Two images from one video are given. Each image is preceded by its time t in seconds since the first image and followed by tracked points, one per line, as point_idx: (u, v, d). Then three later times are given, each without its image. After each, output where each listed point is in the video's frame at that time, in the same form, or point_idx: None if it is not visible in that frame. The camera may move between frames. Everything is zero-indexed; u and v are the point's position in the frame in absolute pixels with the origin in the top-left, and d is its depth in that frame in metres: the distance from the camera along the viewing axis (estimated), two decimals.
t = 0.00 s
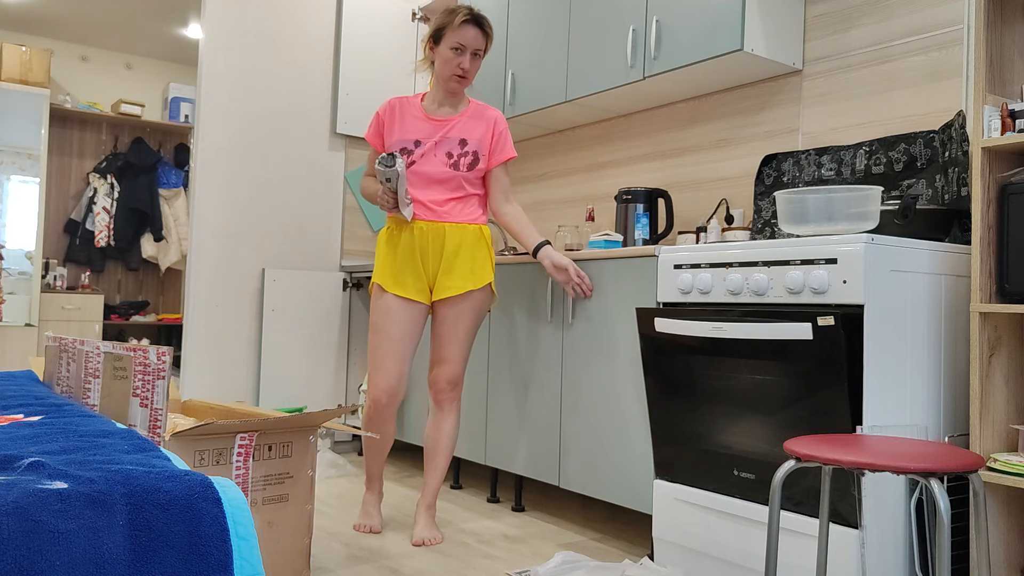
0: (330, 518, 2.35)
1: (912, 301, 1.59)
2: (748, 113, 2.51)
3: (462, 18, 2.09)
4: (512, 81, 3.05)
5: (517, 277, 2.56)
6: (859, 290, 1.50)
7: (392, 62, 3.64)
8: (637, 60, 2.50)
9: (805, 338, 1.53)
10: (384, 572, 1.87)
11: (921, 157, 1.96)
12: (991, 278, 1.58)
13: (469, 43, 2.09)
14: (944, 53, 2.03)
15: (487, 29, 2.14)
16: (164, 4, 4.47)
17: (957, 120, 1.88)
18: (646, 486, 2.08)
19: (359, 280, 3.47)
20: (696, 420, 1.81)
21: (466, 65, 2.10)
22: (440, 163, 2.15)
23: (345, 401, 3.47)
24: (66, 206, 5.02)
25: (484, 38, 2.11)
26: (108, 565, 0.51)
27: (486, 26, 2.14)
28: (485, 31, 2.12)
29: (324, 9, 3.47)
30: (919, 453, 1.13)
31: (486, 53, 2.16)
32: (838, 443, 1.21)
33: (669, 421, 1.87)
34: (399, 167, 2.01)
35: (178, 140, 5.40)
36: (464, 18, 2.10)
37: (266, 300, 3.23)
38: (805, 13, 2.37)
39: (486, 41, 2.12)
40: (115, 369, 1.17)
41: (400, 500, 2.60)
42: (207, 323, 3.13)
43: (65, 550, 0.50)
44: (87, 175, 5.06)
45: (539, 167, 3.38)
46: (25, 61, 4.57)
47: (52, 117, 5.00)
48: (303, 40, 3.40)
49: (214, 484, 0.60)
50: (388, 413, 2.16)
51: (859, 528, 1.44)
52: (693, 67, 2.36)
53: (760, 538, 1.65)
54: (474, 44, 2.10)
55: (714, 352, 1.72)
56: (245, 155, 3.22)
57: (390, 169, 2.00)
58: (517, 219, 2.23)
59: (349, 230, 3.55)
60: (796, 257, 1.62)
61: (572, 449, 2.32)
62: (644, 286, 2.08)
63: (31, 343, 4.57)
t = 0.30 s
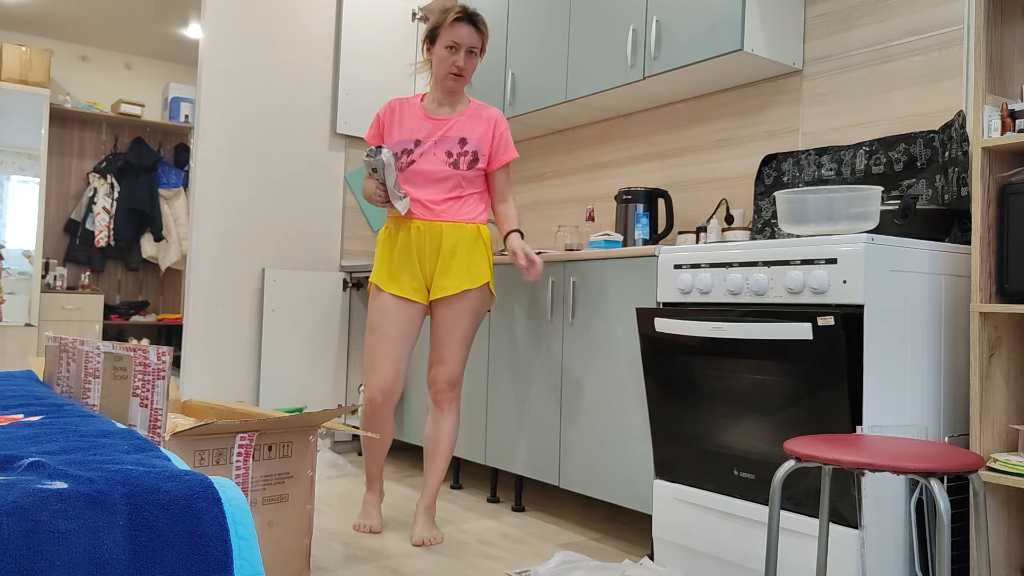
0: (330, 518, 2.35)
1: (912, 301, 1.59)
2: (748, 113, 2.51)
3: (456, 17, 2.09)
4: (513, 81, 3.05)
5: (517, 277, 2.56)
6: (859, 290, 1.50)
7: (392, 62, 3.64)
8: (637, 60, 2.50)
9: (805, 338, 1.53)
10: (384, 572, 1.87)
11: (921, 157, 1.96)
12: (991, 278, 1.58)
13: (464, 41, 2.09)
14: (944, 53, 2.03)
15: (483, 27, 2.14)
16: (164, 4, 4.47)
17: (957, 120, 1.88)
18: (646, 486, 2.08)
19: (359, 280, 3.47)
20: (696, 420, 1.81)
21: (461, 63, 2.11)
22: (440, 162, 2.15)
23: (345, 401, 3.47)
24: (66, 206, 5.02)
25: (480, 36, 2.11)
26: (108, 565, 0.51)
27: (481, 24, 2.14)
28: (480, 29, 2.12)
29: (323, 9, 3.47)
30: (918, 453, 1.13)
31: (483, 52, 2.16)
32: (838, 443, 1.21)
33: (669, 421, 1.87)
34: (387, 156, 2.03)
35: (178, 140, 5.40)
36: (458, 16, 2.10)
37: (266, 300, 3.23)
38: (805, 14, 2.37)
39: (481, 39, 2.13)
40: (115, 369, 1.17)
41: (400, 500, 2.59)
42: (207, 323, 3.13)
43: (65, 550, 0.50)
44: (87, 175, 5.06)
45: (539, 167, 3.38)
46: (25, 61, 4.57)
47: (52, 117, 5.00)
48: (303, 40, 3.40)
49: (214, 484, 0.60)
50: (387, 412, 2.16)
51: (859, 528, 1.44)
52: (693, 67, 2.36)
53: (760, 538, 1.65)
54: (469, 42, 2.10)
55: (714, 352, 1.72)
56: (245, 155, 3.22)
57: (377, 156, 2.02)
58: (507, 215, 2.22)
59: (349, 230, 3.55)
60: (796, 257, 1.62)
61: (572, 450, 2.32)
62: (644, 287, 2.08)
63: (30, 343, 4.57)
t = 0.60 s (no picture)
0: (330, 518, 2.35)
1: (912, 301, 1.59)
2: (748, 113, 2.51)
3: (444, 19, 2.10)
4: (513, 81, 3.05)
5: (517, 277, 2.57)
6: (859, 290, 1.50)
7: (392, 62, 3.64)
8: (637, 60, 2.50)
9: (804, 338, 1.53)
10: (384, 572, 1.87)
11: (921, 157, 1.96)
12: (991, 277, 1.58)
13: (453, 43, 2.10)
14: (944, 53, 2.03)
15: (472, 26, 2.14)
16: (164, 4, 4.48)
17: (957, 120, 1.88)
18: (646, 486, 2.08)
19: (359, 280, 3.47)
20: (696, 421, 1.81)
21: (451, 66, 2.11)
22: (441, 163, 2.16)
23: (345, 401, 3.47)
24: (66, 206, 5.02)
25: (469, 35, 2.11)
26: (108, 565, 0.51)
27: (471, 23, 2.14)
28: (469, 28, 2.12)
29: (324, 9, 3.47)
30: (918, 453, 1.13)
31: (475, 51, 2.16)
32: (839, 443, 1.21)
33: (669, 421, 1.88)
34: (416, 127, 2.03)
35: (178, 140, 5.40)
36: (446, 18, 2.11)
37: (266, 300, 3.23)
38: (805, 14, 2.37)
39: (470, 38, 2.12)
40: (115, 369, 1.17)
41: (400, 500, 2.60)
42: (207, 323, 3.13)
43: (65, 550, 0.50)
44: (87, 175, 5.06)
45: (539, 167, 3.38)
46: (25, 61, 4.57)
47: (52, 117, 5.01)
48: (303, 40, 3.40)
49: (214, 484, 0.60)
50: (387, 412, 2.16)
51: (860, 528, 1.44)
52: (693, 67, 2.36)
53: (761, 539, 1.65)
54: (459, 43, 2.10)
55: (714, 352, 1.72)
56: (245, 155, 3.22)
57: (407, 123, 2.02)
58: (490, 198, 2.11)
59: (349, 230, 3.55)
60: (796, 257, 1.62)
61: (572, 450, 2.32)
62: (644, 287, 2.08)
63: (30, 343, 4.57)
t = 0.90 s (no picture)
0: (330, 518, 2.35)
1: (912, 301, 1.59)
2: (748, 113, 2.51)
3: (440, 14, 2.11)
4: (513, 81, 3.05)
5: (517, 277, 2.57)
6: (859, 290, 1.50)
7: (392, 62, 3.64)
8: (637, 60, 2.50)
9: (804, 338, 1.53)
10: (384, 572, 1.87)
11: (921, 157, 1.96)
12: (991, 277, 1.58)
13: (450, 38, 2.10)
14: (944, 53, 2.03)
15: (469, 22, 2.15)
16: (164, 4, 4.48)
17: (957, 120, 1.88)
18: (646, 486, 2.08)
19: (359, 281, 3.47)
20: (696, 421, 1.81)
21: (450, 61, 2.11)
22: (441, 162, 2.16)
23: (345, 401, 3.47)
24: (66, 206, 5.02)
25: (467, 30, 2.12)
26: (108, 565, 0.51)
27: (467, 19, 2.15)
28: (465, 23, 2.13)
29: (324, 9, 3.47)
30: (919, 453, 1.13)
31: (473, 48, 2.17)
32: (839, 443, 1.21)
33: (669, 421, 1.88)
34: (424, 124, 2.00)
35: (178, 140, 5.40)
36: (443, 14, 2.12)
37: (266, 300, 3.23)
38: (805, 14, 2.37)
39: (467, 33, 2.13)
40: (115, 369, 1.17)
41: (400, 500, 2.59)
42: (207, 323, 3.12)
43: (65, 550, 0.50)
44: (87, 175, 5.07)
45: (539, 167, 3.38)
46: (25, 61, 4.57)
47: (52, 117, 5.01)
48: (303, 40, 3.40)
49: (214, 484, 0.60)
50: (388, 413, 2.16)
51: (860, 528, 1.44)
52: (693, 67, 2.36)
53: (761, 539, 1.65)
54: (457, 38, 2.11)
55: (714, 352, 1.72)
56: (245, 155, 3.22)
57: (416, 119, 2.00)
58: (486, 195, 2.10)
59: (349, 230, 3.55)
60: (795, 257, 1.62)
61: (572, 450, 2.31)
62: (644, 287, 2.08)
63: (30, 343, 4.56)
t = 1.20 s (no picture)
0: (330, 518, 2.35)
1: (912, 301, 1.59)
2: (747, 113, 2.51)
3: (438, 22, 2.10)
4: (513, 81, 3.05)
5: (517, 277, 2.57)
6: (859, 290, 1.50)
7: (392, 62, 3.64)
8: (637, 60, 2.50)
9: (804, 338, 1.53)
10: (384, 572, 1.87)
11: (921, 157, 1.96)
12: (991, 278, 1.58)
13: (449, 45, 2.09)
14: (944, 53, 2.03)
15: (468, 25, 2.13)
16: (164, 4, 4.48)
17: (957, 120, 1.88)
18: (646, 486, 2.08)
19: (359, 280, 3.46)
20: (696, 421, 1.81)
21: (449, 68, 2.11)
22: (441, 163, 2.16)
23: (345, 401, 3.47)
24: (66, 206, 5.02)
25: (465, 35, 2.10)
26: (108, 565, 0.51)
27: (465, 22, 2.13)
28: (464, 28, 2.11)
29: (324, 9, 3.47)
30: (919, 453, 1.13)
31: (473, 50, 2.16)
32: (839, 443, 1.21)
33: (669, 421, 1.88)
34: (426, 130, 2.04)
35: (178, 140, 5.39)
36: (441, 20, 2.11)
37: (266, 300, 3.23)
38: (805, 14, 2.37)
39: (467, 38, 2.12)
40: (115, 369, 1.17)
41: (399, 500, 2.59)
42: (207, 323, 3.12)
43: (65, 550, 0.50)
44: (87, 175, 5.07)
45: (539, 167, 3.38)
46: (25, 61, 4.57)
47: (52, 118, 5.01)
48: (303, 40, 3.40)
49: (214, 484, 0.60)
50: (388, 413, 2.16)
51: (860, 528, 1.44)
52: (693, 67, 2.36)
53: (761, 539, 1.65)
54: (456, 44, 2.10)
55: (714, 352, 1.72)
56: (245, 155, 3.22)
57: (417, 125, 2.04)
58: (488, 196, 2.10)
59: (349, 230, 3.55)
60: (795, 257, 1.62)
61: (572, 450, 2.31)
62: (644, 287, 2.08)
63: (30, 343, 4.56)
